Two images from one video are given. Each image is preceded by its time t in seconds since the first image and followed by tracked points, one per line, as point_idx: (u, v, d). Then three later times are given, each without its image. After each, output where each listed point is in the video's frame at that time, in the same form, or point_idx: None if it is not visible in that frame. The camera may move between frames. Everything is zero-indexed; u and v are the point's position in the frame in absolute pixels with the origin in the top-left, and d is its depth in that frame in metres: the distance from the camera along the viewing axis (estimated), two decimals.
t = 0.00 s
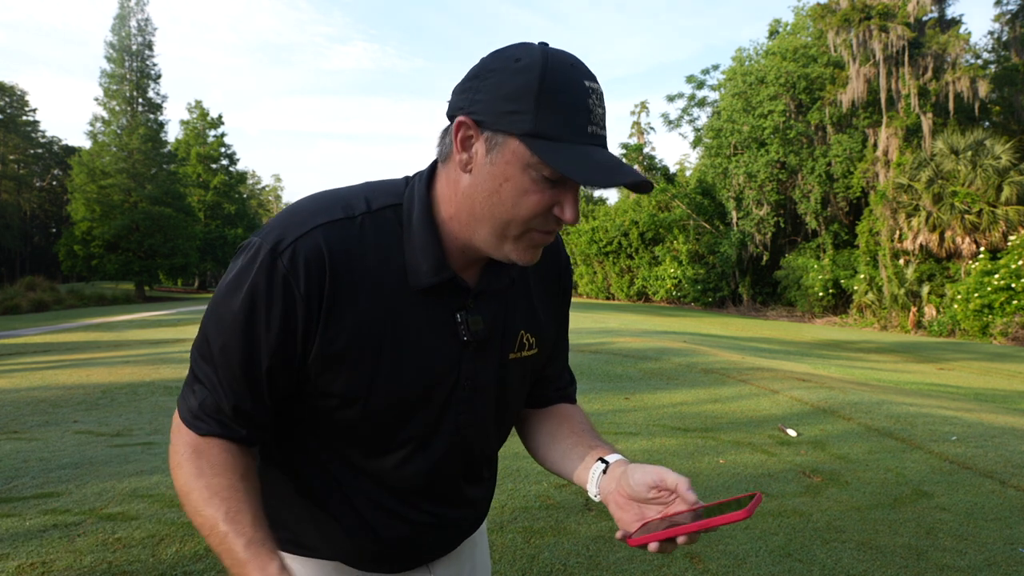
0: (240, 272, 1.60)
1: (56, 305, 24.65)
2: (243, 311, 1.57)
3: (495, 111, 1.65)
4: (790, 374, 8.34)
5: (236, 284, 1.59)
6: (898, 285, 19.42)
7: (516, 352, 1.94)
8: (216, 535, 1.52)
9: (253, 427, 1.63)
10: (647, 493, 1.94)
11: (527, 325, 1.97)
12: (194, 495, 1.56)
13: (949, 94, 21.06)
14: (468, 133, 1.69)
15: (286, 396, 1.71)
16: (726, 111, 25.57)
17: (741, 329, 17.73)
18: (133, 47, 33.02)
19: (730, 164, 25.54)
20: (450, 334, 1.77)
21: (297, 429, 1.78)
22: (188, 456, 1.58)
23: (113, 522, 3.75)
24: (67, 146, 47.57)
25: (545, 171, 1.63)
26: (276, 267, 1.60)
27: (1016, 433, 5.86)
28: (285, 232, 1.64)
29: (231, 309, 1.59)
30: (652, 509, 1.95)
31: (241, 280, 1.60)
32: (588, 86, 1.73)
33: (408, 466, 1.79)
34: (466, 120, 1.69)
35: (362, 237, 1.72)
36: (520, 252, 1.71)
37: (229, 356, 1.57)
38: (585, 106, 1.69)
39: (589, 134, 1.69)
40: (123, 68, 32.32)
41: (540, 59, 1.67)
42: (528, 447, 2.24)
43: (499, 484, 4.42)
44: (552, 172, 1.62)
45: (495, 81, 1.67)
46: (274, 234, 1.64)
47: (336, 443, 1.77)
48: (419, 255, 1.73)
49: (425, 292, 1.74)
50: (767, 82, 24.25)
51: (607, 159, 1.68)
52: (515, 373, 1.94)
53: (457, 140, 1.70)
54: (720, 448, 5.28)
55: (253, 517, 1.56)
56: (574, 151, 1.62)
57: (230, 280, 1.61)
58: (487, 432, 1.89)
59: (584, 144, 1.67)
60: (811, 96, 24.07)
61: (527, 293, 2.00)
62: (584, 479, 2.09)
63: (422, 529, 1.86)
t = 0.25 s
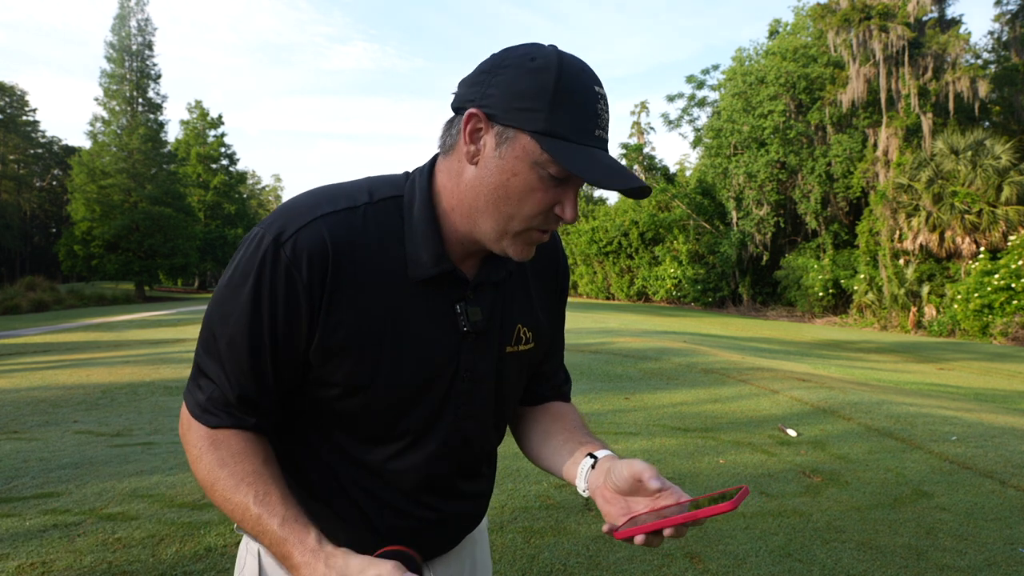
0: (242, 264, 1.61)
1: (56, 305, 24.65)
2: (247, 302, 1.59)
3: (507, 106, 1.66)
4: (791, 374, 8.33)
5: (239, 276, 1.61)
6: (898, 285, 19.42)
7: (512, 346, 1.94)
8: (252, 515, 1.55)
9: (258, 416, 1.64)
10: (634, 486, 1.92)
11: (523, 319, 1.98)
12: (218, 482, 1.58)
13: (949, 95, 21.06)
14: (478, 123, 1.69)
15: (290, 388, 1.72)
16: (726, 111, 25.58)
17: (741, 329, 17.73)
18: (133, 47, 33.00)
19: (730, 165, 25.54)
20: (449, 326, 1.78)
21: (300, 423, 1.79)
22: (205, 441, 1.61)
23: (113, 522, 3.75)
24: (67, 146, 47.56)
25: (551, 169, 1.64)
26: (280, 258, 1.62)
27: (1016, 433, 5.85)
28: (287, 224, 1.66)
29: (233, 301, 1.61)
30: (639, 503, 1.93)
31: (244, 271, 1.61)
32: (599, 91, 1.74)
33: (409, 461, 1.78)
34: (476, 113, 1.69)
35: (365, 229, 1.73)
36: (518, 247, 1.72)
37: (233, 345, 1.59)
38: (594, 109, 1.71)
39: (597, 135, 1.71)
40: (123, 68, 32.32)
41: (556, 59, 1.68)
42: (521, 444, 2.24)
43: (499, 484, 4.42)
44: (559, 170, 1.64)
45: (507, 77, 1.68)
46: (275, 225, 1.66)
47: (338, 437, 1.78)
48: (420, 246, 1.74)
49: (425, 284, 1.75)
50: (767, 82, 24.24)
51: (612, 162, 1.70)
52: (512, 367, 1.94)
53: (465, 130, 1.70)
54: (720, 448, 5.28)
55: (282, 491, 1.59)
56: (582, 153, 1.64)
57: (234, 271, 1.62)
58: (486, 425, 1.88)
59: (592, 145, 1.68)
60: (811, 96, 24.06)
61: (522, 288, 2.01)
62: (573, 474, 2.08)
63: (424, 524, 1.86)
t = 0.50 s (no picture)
0: (258, 266, 1.60)
1: (56, 305, 24.65)
2: (263, 305, 1.59)
3: (499, 126, 1.66)
4: (791, 374, 8.33)
5: (255, 278, 1.60)
6: (898, 285, 19.42)
7: (513, 349, 1.95)
8: (261, 510, 1.57)
9: (268, 418, 1.64)
10: (622, 489, 1.93)
11: (520, 317, 1.98)
12: (228, 474, 1.60)
13: (948, 95, 21.06)
14: (471, 141, 1.69)
15: (298, 390, 1.72)
16: (726, 111, 25.58)
17: (741, 329, 17.73)
18: (133, 47, 32.98)
19: (730, 164, 25.55)
20: (454, 331, 1.80)
21: (303, 425, 1.79)
22: (212, 433, 1.61)
23: (113, 522, 3.75)
24: (67, 146, 47.57)
25: (541, 191, 1.65)
26: (294, 262, 1.61)
27: (1016, 433, 5.85)
28: (301, 227, 1.65)
29: (249, 303, 1.60)
30: (627, 505, 1.94)
31: (260, 274, 1.60)
32: (592, 109, 1.73)
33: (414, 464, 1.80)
34: (469, 131, 1.69)
35: (375, 232, 1.73)
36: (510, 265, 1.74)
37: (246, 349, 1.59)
38: (588, 128, 1.70)
39: (590, 155, 1.71)
40: (123, 68, 32.32)
41: (549, 79, 1.67)
42: (519, 437, 2.25)
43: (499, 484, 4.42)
44: (550, 192, 1.64)
45: (500, 96, 1.67)
46: (292, 229, 1.64)
47: (342, 441, 1.78)
48: (425, 250, 1.73)
49: (431, 287, 1.75)
50: (767, 82, 24.24)
51: (605, 182, 1.70)
52: (512, 370, 1.95)
53: (458, 149, 1.71)
54: (721, 448, 5.28)
55: (293, 480, 1.61)
56: (574, 175, 1.64)
57: (248, 273, 1.61)
58: (484, 430, 1.92)
59: (583, 165, 1.68)
60: (811, 96, 24.06)
61: (521, 285, 2.01)
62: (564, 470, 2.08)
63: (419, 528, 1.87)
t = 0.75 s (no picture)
0: (255, 269, 1.61)
1: (56, 306, 24.64)
2: (259, 308, 1.59)
3: (489, 127, 1.65)
4: (791, 374, 8.33)
5: (252, 281, 1.60)
6: (898, 285, 19.43)
7: (513, 348, 1.95)
8: (254, 507, 1.57)
9: (265, 421, 1.64)
10: (618, 490, 1.92)
11: (520, 319, 1.98)
12: (223, 472, 1.60)
13: (949, 95, 21.04)
14: (462, 145, 1.70)
15: (296, 392, 1.72)
16: (726, 111, 25.59)
17: (741, 329, 17.73)
18: (133, 47, 32.96)
19: (730, 164, 25.55)
20: (452, 333, 1.79)
21: (304, 426, 1.79)
22: (209, 431, 1.62)
23: (113, 522, 3.75)
24: (67, 146, 47.56)
25: (533, 189, 1.64)
26: (292, 264, 1.61)
27: (1016, 433, 5.86)
28: (298, 230, 1.65)
29: (245, 305, 1.60)
30: (623, 506, 1.93)
31: (258, 278, 1.60)
32: (582, 105, 1.72)
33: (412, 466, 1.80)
34: (460, 134, 1.70)
35: (373, 235, 1.73)
36: (505, 264, 1.74)
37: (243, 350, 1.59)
38: (578, 124, 1.70)
39: (582, 152, 1.70)
40: (123, 68, 32.30)
41: (537, 78, 1.66)
42: (517, 437, 2.25)
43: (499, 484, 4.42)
44: (543, 191, 1.64)
45: (489, 98, 1.67)
46: (289, 232, 1.65)
47: (341, 442, 1.78)
48: (423, 251, 1.73)
49: (429, 289, 1.75)
50: (767, 82, 24.24)
51: (597, 179, 1.69)
52: (512, 369, 1.95)
53: (450, 152, 1.71)
54: (721, 448, 5.28)
55: (287, 480, 1.61)
56: (563, 173, 1.63)
57: (246, 276, 1.62)
58: (486, 432, 1.91)
59: (576, 163, 1.67)
60: (811, 96, 24.05)
61: (521, 285, 2.00)
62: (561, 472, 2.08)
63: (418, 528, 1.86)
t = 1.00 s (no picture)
0: (254, 266, 1.61)
1: (56, 305, 24.63)
2: (257, 305, 1.60)
3: (478, 124, 1.66)
4: (791, 374, 8.33)
5: (250, 279, 1.61)
6: (898, 285, 19.43)
7: (514, 346, 1.94)
8: (241, 501, 1.56)
9: (261, 417, 1.65)
10: (619, 475, 1.91)
11: (521, 314, 1.98)
12: (211, 464, 1.59)
13: (948, 95, 21.04)
14: (452, 142, 1.70)
15: (294, 390, 1.72)
16: (726, 111, 25.59)
17: (741, 329, 17.73)
18: (133, 47, 32.94)
19: (730, 164, 25.56)
20: (452, 332, 1.79)
21: (303, 422, 1.80)
22: (202, 424, 1.61)
23: (113, 522, 3.75)
24: (67, 146, 47.53)
25: (519, 191, 1.62)
26: (289, 263, 1.61)
27: (1016, 433, 5.86)
28: (296, 227, 1.65)
29: (244, 300, 1.61)
30: (622, 492, 1.92)
31: (256, 275, 1.61)
32: (574, 103, 1.71)
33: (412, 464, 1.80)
34: (450, 131, 1.71)
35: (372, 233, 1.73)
36: (489, 265, 1.76)
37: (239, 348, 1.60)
38: (567, 122, 1.68)
39: (570, 151, 1.68)
40: (123, 68, 32.28)
41: (525, 77, 1.66)
42: (522, 430, 2.26)
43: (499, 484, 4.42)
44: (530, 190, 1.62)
45: (478, 95, 1.68)
46: (290, 229, 1.65)
47: (339, 440, 1.78)
48: (421, 249, 1.73)
49: (427, 287, 1.75)
50: (767, 82, 24.24)
51: (587, 178, 1.66)
52: (514, 368, 1.95)
53: (441, 150, 1.72)
54: (721, 448, 5.28)
55: (272, 471, 1.60)
56: (548, 170, 1.62)
57: (244, 273, 1.62)
58: (486, 433, 1.91)
59: (563, 161, 1.65)
60: (811, 96, 24.05)
61: (521, 281, 2.00)
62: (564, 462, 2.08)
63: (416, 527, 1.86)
